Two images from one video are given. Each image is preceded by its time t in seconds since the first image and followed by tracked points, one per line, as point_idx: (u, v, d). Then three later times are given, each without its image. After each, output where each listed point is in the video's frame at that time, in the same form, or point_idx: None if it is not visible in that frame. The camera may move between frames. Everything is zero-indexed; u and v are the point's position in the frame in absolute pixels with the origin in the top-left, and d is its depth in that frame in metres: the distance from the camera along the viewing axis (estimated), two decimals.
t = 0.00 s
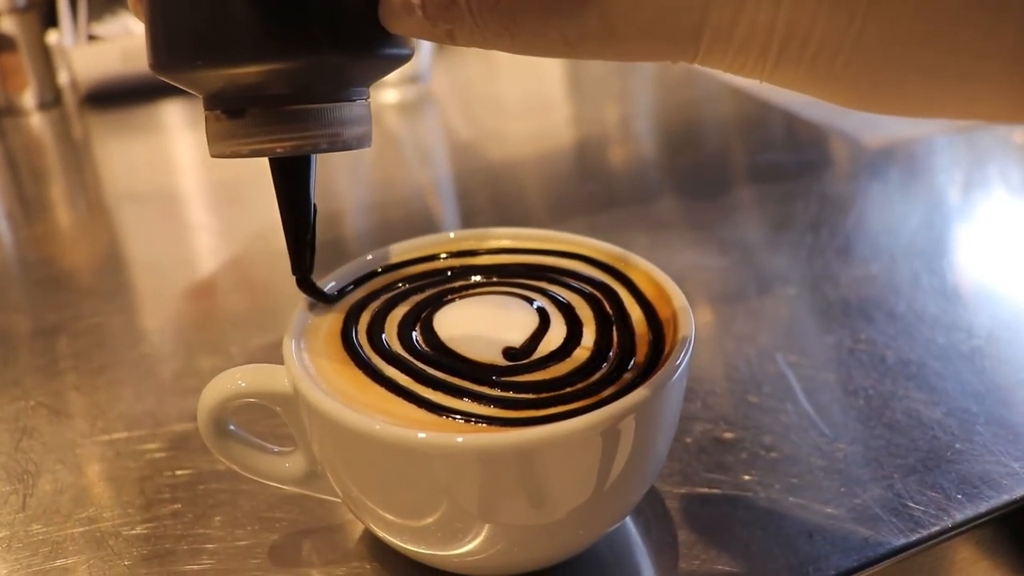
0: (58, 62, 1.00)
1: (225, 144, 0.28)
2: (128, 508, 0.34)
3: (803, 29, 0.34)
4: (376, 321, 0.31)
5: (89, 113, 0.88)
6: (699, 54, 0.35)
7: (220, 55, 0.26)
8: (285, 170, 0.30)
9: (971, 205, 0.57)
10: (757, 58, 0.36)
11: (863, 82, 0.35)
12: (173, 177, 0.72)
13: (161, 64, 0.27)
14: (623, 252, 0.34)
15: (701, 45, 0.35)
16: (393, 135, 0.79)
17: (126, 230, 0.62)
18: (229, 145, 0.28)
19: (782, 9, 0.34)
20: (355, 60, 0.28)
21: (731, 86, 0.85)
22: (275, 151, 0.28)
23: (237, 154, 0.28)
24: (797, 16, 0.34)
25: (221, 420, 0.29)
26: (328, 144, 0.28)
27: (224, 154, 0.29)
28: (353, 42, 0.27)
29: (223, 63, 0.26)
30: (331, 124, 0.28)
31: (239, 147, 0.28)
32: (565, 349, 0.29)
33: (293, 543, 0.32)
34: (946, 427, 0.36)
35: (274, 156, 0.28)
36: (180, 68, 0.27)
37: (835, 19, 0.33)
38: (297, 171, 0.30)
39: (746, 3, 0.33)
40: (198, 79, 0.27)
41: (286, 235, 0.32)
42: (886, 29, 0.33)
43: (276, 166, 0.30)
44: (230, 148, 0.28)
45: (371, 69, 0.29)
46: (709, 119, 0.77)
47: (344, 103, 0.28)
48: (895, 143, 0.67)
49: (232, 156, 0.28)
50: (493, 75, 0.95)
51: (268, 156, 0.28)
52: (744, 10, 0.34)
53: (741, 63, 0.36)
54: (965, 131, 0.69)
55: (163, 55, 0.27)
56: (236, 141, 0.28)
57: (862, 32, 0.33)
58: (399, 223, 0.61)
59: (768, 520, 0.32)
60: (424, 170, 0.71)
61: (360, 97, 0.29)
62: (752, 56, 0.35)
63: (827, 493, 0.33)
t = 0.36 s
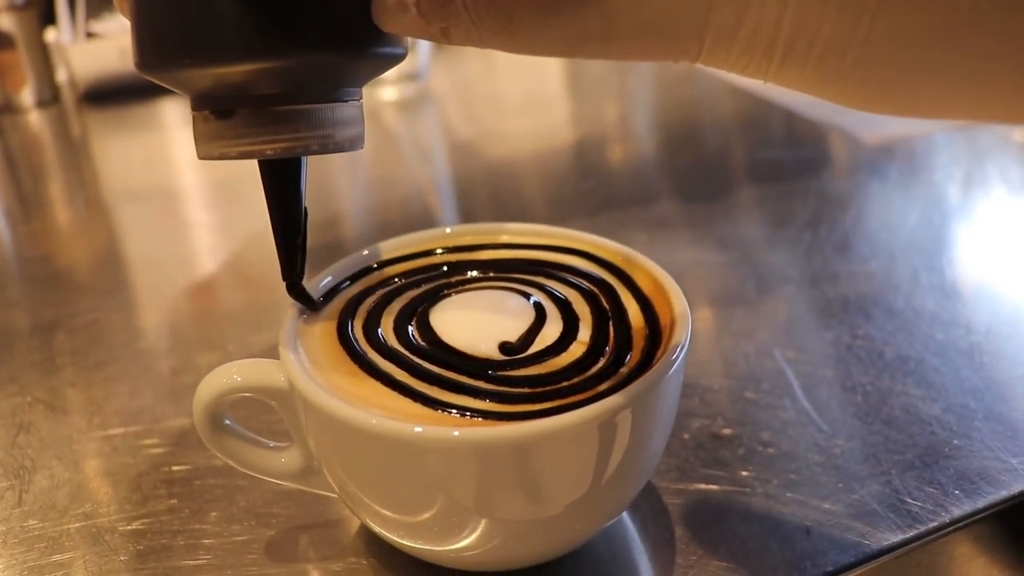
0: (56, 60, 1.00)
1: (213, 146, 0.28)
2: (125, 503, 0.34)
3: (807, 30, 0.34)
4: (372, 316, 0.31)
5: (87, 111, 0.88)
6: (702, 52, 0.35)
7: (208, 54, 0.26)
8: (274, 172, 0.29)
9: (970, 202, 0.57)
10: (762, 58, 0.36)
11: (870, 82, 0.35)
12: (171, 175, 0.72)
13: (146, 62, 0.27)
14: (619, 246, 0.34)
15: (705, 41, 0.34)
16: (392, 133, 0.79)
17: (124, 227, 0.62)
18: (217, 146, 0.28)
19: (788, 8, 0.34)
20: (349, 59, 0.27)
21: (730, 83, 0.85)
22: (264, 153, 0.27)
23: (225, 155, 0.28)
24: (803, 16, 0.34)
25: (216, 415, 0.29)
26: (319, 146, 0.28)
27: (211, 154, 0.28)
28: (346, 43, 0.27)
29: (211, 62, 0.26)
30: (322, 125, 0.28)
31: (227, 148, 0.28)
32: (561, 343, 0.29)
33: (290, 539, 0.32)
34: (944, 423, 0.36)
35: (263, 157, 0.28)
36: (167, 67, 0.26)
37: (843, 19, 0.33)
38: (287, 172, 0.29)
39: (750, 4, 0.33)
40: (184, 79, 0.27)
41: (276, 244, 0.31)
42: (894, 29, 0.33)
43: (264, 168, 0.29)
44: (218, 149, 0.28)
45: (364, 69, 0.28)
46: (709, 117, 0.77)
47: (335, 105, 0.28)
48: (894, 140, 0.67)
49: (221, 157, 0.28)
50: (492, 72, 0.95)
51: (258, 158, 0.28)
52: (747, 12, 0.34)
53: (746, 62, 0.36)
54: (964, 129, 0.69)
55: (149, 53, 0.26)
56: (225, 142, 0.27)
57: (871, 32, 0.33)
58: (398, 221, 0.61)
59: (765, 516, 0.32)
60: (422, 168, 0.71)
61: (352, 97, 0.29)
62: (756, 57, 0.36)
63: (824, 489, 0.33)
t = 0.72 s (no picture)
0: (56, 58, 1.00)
1: (212, 146, 0.27)
2: (127, 500, 0.34)
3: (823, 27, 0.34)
4: (374, 312, 0.31)
5: (87, 109, 0.88)
6: (719, 48, 0.35)
7: (207, 53, 0.25)
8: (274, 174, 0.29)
9: (970, 201, 0.57)
10: (777, 57, 0.36)
11: (887, 79, 0.35)
12: (171, 173, 0.72)
13: (144, 60, 0.26)
14: (621, 243, 0.34)
15: (721, 37, 0.35)
16: (393, 131, 0.79)
17: (124, 225, 0.62)
18: (216, 146, 0.27)
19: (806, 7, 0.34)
20: (352, 58, 0.27)
21: (731, 81, 0.85)
22: (265, 153, 0.27)
23: (225, 156, 0.27)
24: (818, 13, 0.34)
25: (218, 411, 0.29)
26: (321, 147, 0.27)
27: (211, 154, 0.28)
28: (349, 41, 0.26)
29: (210, 61, 0.26)
30: (324, 126, 0.27)
31: (227, 149, 0.27)
32: (564, 339, 0.29)
33: (292, 535, 0.32)
34: (945, 420, 0.36)
35: (264, 158, 0.28)
36: (166, 66, 0.26)
37: (862, 19, 0.33)
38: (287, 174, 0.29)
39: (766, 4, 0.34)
40: (183, 79, 0.26)
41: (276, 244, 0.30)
42: (910, 28, 0.33)
43: (264, 170, 0.29)
44: (218, 149, 0.27)
45: (367, 69, 0.28)
46: (710, 116, 0.77)
47: (338, 105, 0.28)
48: (895, 139, 0.67)
49: (220, 158, 0.28)
50: (492, 71, 0.95)
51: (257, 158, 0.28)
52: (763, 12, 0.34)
53: (760, 59, 0.36)
54: (965, 128, 0.69)
55: (147, 52, 0.26)
56: (224, 143, 0.27)
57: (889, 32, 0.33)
58: (398, 219, 0.61)
59: (767, 512, 0.32)
60: (422, 166, 0.71)
61: (355, 97, 0.28)
62: (771, 56, 0.36)
63: (826, 486, 0.33)
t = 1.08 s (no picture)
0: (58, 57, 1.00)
1: (221, 154, 0.27)
2: (130, 495, 0.34)
3: (853, 27, 0.35)
4: (378, 307, 0.31)
5: (89, 107, 0.88)
6: (747, 47, 0.37)
7: (215, 54, 0.25)
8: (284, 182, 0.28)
9: (971, 199, 0.57)
10: (805, 58, 0.37)
11: (904, 74, 0.36)
12: (173, 171, 0.72)
13: (152, 64, 0.26)
14: (624, 239, 0.34)
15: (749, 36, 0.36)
16: (394, 129, 0.79)
17: (126, 223, 0.62)
18: (225, 154, 0.27)
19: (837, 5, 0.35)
20: (363, 61, 0.26)
21: (732, 79, 0.85)
22: (276, 160, 0.27)
23: (234, 164, 0.27)
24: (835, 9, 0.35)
25: (223, 405, 0.29)
26: (333, 154, 0.27)
27: (219, 163, 0.27)
28: (361, 44, 0.26)
29: (217, 62, 0.25)
30: (336, 132, 0.27)
31: (236, 156, 0.27)
32: (568, 333, 0.29)
33: (296, 530, 0.32)
34: (947, 416, 0.36)
35: (274, 166, 0.27)
36: (174, 69, 0.26)
37: (895, 20, 0.34)
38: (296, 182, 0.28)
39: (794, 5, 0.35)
40: (192, 83, 0.26)
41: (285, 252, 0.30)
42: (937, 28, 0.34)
43: (273, 180, 0.28)
44: (227, 157, 0.27)
45: (378, 73, 0.27)
46: (711, 114, 0.77)
47: (349, 111, 0.27)
48: (895, 137, 0.67)
49: (230, 166, 0.27)
50: (493, 70, 0.95)
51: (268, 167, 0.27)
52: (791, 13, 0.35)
53: (789, 59, 0.37)
54: (965, 125, 0.70)
55: (155, 55, 0.26)
56: (234, 151, 0.27)
57: (922, 31, 0.34)
58: (400, 216, 0.61)
59: (769, 507, 0.32)
60: (422, 163, 0.71)
61: (367, 104, 0.28)
62: (799, 57, 0.37)
63: (829, 480, 0.33)
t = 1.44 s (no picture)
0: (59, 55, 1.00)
1: (231, 155, 0.27)
2: (131, 491, 0.35)
3: (878, 27, 0.37)
4: (379, 302, 0.31)
5: (89, 105, 0.88)
6: (769, 42, 0.38)
7: (224, 53, 0.25)
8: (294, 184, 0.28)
9: (970, 198, 0.57)
10: (829, 54, 0.38)
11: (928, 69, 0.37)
12: (174, 169, 0.72)
13: (160, 63, 0.26)
14: (625, 234, 0.34)
15: (772, 32, 0.37)
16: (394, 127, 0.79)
17: (127, 221, 0.62)
18: (235, 155, 0.27)
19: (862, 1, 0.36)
20: (374, 58, 0.26)
21: (732, 78, 0.85)
22: (287, 162, 0.27)
23: (244, 165, 0.27)
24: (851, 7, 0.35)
25: (223, 400, 0.30)
26: (345, 154, 0.27)
27: (228, 165, 0.27)
28: (372, 41, 0.26)
29: (226, 61, 0.25)
30: (348, 133, 0.27)
31: (246, 157, 0.27)
32: (568, 328, 0.29)
33: (296, 525, 0.32)
34: (947, 412, 0.36)
35: (285, 168, 0.27)
36: (183, 68, 0.26)
37: (919, 23, 0.36)
38: (308, 184, 0.28)
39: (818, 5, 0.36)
40: (200, 83, 0.26)
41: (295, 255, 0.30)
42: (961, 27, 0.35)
43: (283, 181, 0.28)
44: (238, 159, 0.27)
45: (388, 71, 0.27)
46: (711, 112, 0.77)
47: (360, 111, 0.27)
48: (895, 135, 0.68)
49: (239, 168, 0.27)
50: (494, 68, 0.95)
51: (278, 168, 0.27)
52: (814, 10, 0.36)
53: (812, 56, 0.39)
54: (965, 123, 0.70)
55: (164, 55, 0.26)
56: (243, 151, 0.27)
57: (946, 30, 0.36)
58: (401, 214, 0.61)
59: (768, 502, 0.32)
60: (422, 161, 0.71)
61: (376, 104, 0.28)
62: (823, 54, 0.38)
63: (828, 476, 0.33)
